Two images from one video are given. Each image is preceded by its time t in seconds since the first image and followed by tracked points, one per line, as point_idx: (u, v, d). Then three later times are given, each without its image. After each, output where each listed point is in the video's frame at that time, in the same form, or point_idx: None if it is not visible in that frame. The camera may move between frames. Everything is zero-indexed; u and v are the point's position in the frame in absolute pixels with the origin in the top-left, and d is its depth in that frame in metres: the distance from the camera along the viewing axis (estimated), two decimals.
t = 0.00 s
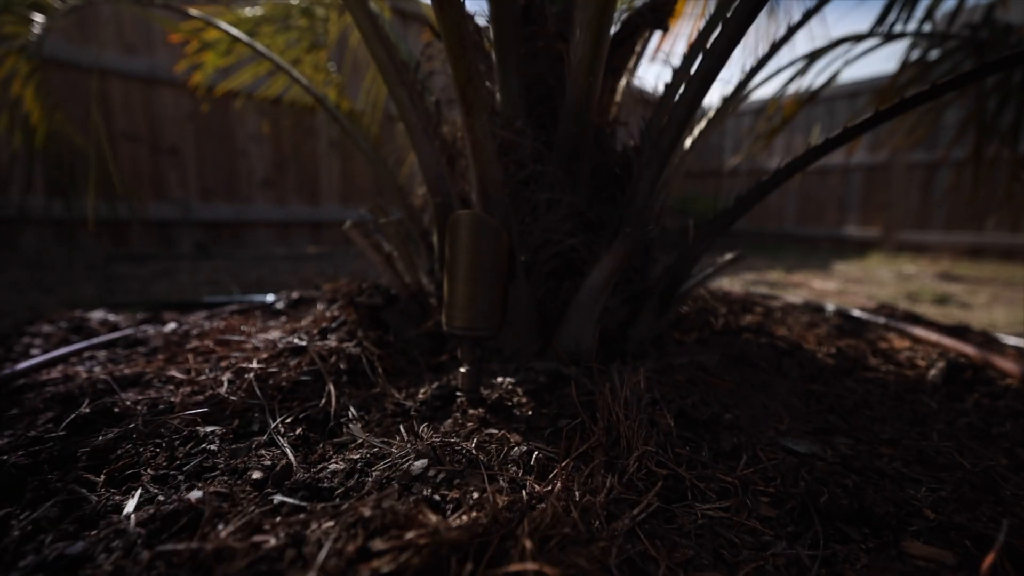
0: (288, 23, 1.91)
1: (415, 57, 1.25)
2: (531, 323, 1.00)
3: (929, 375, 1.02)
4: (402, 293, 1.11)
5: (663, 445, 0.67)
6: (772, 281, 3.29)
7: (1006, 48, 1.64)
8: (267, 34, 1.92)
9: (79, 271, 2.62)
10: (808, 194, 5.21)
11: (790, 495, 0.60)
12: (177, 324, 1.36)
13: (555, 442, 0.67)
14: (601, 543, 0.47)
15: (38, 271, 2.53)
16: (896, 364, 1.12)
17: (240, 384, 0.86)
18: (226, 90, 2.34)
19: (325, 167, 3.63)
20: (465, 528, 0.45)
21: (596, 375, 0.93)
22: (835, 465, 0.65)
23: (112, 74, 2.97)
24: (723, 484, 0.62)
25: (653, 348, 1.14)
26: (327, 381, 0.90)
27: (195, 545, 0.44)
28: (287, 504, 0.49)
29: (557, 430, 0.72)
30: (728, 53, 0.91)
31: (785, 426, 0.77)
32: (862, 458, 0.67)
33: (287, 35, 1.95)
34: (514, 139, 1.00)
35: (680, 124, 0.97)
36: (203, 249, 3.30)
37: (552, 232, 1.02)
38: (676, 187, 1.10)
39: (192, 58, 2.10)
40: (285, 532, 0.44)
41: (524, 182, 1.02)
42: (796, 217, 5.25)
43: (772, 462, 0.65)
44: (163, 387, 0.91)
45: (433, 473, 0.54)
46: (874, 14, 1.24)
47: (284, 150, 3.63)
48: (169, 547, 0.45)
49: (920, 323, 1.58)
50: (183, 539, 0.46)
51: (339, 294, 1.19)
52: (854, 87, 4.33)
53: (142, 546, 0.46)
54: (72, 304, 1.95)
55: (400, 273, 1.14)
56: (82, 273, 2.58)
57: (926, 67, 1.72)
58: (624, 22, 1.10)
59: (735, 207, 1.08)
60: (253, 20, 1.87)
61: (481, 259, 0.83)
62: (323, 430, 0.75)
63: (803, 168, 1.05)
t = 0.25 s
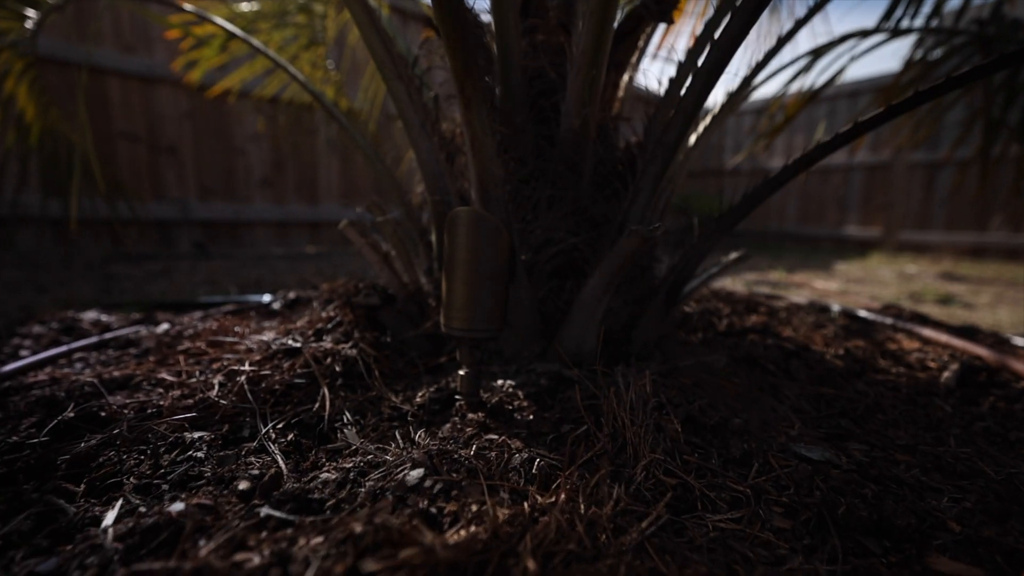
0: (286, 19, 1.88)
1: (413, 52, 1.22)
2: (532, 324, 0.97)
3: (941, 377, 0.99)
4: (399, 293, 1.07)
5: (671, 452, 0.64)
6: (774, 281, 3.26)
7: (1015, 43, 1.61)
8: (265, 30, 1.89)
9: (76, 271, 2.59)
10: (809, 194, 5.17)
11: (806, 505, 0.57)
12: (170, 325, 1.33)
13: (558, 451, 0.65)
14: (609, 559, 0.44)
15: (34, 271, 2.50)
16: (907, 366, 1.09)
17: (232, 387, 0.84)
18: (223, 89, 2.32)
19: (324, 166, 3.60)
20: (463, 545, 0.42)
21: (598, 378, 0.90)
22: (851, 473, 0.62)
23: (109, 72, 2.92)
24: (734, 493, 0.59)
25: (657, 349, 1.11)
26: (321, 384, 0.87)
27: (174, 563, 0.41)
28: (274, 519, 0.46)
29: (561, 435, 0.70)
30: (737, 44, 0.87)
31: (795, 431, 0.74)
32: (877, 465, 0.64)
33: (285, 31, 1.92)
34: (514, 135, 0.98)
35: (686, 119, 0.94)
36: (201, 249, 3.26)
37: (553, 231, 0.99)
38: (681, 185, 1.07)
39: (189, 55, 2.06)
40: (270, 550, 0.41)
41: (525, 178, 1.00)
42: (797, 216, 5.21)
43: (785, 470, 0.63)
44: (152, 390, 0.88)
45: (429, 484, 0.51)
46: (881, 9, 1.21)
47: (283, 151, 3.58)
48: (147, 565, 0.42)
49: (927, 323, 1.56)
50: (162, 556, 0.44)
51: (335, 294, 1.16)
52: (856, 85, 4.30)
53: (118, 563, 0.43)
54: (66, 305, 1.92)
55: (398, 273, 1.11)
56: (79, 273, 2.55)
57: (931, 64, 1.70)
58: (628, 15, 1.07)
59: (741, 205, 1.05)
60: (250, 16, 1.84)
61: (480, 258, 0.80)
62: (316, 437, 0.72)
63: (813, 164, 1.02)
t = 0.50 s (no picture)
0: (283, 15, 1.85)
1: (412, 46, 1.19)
2: (533, 325, 0.94)
3: (956, 380, 0.96)
4: (396, 292, 1.04)
5: (679, 460, 0.61)
6: (775, 281, 3.22)
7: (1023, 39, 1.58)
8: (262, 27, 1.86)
9: (73, 271, 2.55)
10: (810, 194, 5.12)
11: (823, 517, 0.53)
12: (162, 326, 1.30)
13: (561, 460, 0.62)
14: None
15: (29, 271, 2.46)
16: (919, 368, 1.06)
17: (221, 391, 0.80)
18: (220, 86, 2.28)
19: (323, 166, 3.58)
20: (461, 566, 0.39)
21: (602, 381, 0.87)
22: (870, 482, 0.59)
23: (107, 71, 2.87)
24: (747, 504, 0.56)
25: (661, 351, 1.08)
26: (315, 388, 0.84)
27: None
28: (258, 536, 0.43)
29: (563, 442, 0.67)
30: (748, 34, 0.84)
31: (808, 437, 0.71)
32: (897, 474, 0.61)
33: (283, 28, 1.88)
34: (514, 130, 0.95)
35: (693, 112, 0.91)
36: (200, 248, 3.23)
37: (555, 230, 0.96)
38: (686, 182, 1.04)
39: (187, 52, 2.01)
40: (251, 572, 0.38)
41: (526, 175, 0.97)
42: (798, 216, 5.17)
43: (800, 479, 0.59)
44: (139, 394, 0.85)
45: (425, 496, 0.48)
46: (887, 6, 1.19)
47: (283, 150, 3.54)
48: None
49: (936, 324, 1.53)
50: None
51: (330, 294, 1.12)
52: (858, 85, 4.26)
53: None
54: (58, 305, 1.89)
55: (395, 272, 1.07)
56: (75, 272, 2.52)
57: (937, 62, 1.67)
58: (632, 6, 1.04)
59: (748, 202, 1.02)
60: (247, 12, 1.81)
61: (480, 257, 0.77)
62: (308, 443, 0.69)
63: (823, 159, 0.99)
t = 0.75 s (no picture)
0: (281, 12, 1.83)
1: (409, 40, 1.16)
2: (533, 325, 0.92)
3: (970, 382, 0.93)
4: (394, 292, 1.01)
5: (687, 467, 0.59)
6: (777, 281, 3.20)
7: None
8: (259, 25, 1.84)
9: (71, 271, 2.52)
10: (811, 193, 5.09)
11: (839, 527, 0.51)
12: (155, 326, 1.27)
13: (563, 466, 0.59)
14: None
15: (26, 271, 2.43)
16: (930, 369, 1.04)
17: (212, 393, 0.78)
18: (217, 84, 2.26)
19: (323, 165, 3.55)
20: None
21: (603, 382, 0.85)
22: (886, 490, 0.56)
23: (105, 70, 2.84)
24: (759, 514, 0.53)
25: (664, 351, 1.06)
26: (308, 390, 0.81)
27: None
28: (244, 549, 0.41)
29: (566, 447, 0.64)
30: (757, 23, 0.81)
31: (819, 442, 0.68)
32: (913, 481, 0.59)
33: (281, 25, 1.84)
34: (514, 125, 0.92)
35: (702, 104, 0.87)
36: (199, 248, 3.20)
37: (555, 227, 0.94)
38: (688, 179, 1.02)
39: (184, 50, 1.97)
40: None
41: (526, 172, 0.94)
42: (799, 216, 5.14)
43: (813, 486, 0.57)
44: (129, 396, 0.82)
45: (421, 505, 0.46)
46: None
47: (282, 150, 3.49)
48: None
49: (944, 324, 1.50)
50: None
51: (326, 294, 1.10)
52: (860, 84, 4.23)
53: None
54: (53, 305, 1.86)
55: (392, 271, 1.05)
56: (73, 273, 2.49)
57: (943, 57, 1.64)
58: None
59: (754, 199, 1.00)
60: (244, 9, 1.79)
61: (479, 255, 0.74)
62: (299, 448, 0.67)
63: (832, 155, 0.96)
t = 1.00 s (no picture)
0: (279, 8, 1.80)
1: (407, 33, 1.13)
2: (534, 326, 0.89)
3: (984, 384, 0.91)
4: (391, 291, 0.99)
5: (696, 475, 0.56)
6: (779, 281, 3.17)
7: None
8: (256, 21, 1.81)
9: (66, 271, 2.48)
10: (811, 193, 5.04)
11: (857, 538, 0.48)
12: (146, 326, 1.24)
13: (566, 473, 0.57)
14: None
15: (21, 271, 2.40)
16: (940, 370, 1.01)
17: (202, 396, 0.75)
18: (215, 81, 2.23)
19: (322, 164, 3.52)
20: None
21: (607, 384, 0.82)
22: (905, 498, 0.54)
23: (103, 68, 2.79)
24: (773, 524, 0.50)
25: (669, 352, 1.03)
26: (302, 393, 0.78)
27: None
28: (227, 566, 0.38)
29: (569, 452, 0.62)
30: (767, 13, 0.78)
31: (832, 446, 0.66)
32: (933, 488, 0.56)
33: (278, 23, 1.82)
34: (514, 119, 0.90)
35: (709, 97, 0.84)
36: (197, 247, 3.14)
37: (557, 224, 0.91)
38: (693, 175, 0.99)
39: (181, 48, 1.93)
40: None
41: (527, 167, 0.92)
42: (799, 216, 5.10)
43: (828, 494, 0.54)
44: (116, 399, 0.80)
45: (416, 517, 0.43)
46: None
47: (281, 149, 3.46)
48: None
49: (951, 324, 1.47)
50: None
51: (322, 293, 1.07)
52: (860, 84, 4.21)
53: None
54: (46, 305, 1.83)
55: (390, 270, 1.02)
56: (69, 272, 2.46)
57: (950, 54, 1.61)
58: None
59: (761, 195, 0.97)
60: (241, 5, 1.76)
61: (477, 253, 0.72)
62: (291, 454, 0.64)
63: (843, 150, 0.93)
